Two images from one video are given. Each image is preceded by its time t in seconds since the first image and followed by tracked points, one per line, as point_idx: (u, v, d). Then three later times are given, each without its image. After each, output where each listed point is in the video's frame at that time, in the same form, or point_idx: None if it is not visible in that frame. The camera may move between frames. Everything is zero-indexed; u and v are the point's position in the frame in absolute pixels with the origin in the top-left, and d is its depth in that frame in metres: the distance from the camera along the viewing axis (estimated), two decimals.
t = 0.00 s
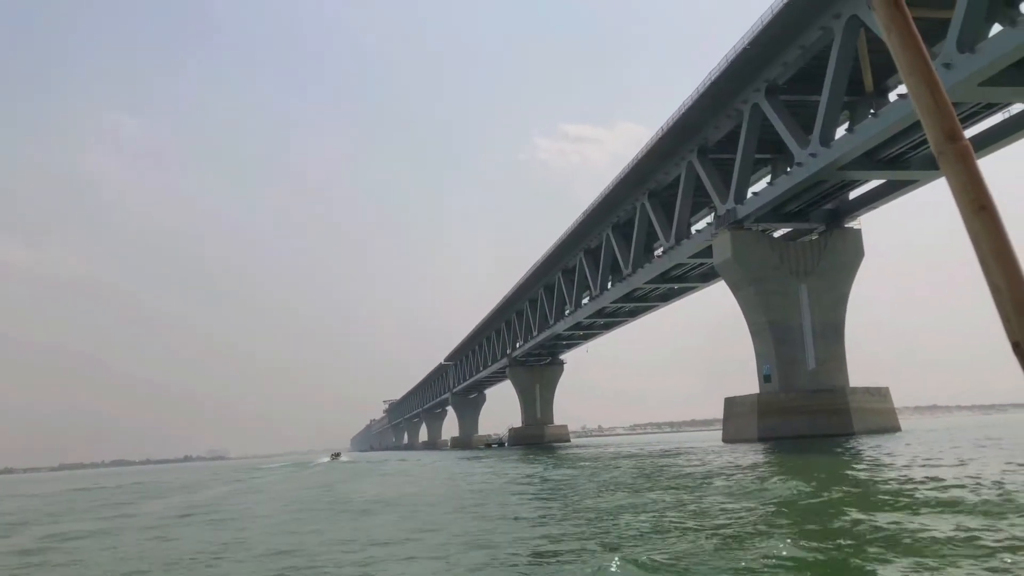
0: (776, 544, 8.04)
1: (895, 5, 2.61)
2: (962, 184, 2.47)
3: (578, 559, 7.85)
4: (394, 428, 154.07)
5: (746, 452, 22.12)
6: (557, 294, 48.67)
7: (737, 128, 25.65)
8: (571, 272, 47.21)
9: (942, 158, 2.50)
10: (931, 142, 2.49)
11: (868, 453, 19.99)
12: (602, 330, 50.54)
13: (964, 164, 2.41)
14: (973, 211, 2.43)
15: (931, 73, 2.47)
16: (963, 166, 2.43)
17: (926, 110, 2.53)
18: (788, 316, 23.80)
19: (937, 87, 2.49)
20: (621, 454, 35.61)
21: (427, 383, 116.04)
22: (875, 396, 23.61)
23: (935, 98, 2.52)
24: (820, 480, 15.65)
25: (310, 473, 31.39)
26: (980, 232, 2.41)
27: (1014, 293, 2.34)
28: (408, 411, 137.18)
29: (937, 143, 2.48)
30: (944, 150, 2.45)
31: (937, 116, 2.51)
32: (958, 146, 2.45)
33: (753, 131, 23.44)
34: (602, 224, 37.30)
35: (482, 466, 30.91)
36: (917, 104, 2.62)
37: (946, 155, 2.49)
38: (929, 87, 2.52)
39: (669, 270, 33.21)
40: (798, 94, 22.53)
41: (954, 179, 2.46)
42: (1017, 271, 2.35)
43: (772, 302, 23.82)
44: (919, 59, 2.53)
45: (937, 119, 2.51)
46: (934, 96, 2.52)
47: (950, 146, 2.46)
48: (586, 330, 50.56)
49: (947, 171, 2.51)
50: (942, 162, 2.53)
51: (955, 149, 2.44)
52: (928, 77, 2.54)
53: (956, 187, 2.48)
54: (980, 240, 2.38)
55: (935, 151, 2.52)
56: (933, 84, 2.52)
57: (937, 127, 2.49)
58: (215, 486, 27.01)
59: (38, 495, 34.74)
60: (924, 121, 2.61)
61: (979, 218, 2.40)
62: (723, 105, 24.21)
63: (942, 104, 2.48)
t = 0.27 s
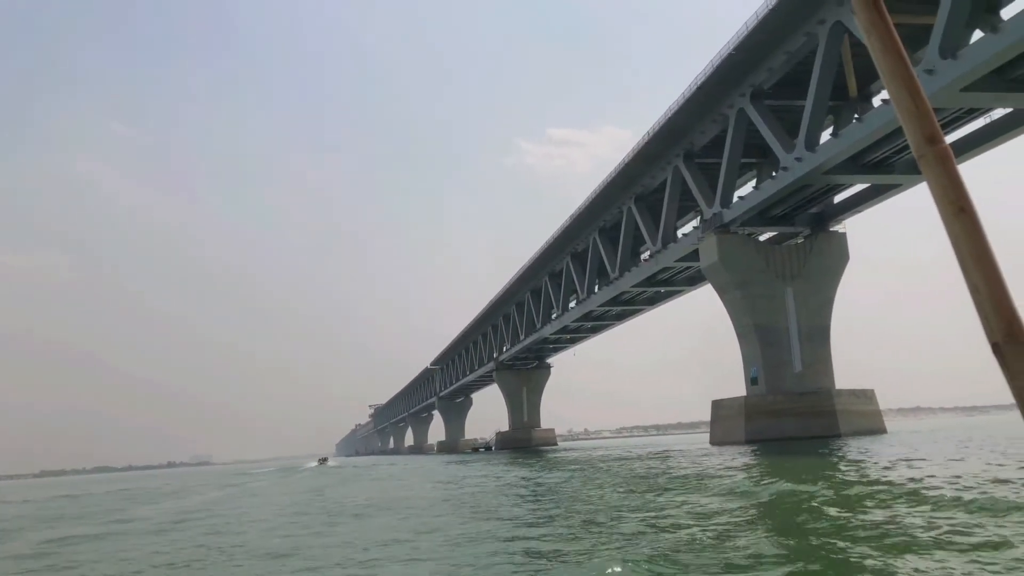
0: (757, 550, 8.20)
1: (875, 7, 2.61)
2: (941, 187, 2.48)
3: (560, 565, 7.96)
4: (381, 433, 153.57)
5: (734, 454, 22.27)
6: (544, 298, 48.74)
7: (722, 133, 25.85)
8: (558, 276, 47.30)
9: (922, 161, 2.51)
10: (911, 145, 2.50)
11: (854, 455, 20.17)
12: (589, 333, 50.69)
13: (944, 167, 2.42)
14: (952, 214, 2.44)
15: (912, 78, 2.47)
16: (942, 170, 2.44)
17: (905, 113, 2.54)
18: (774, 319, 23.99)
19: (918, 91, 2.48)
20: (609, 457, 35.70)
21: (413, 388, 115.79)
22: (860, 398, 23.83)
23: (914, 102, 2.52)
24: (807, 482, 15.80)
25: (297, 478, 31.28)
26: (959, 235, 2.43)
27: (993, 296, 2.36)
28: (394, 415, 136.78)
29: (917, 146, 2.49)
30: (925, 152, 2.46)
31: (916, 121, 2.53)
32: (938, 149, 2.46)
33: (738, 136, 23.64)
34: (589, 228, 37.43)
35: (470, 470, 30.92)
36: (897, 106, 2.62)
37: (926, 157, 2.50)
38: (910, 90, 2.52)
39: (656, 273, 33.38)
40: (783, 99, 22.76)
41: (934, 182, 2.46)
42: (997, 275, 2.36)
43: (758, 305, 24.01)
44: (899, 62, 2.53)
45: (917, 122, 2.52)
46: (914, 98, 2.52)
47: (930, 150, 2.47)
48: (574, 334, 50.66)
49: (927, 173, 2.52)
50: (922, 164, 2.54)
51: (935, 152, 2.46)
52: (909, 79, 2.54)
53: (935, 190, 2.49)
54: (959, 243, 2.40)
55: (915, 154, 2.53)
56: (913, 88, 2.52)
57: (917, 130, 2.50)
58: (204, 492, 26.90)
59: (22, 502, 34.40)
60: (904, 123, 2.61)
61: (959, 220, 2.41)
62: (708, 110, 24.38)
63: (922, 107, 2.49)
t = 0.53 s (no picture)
0: (736, 548, 8.36)
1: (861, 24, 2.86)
2: (919, 188, 2.71)
3: (540, 565, 8.10)
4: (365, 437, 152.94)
5: (721, 456, 22.39)
6: (531, 301, 48.77)
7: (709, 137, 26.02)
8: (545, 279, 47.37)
9: (900, 164, 2.73)
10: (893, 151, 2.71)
11: (840, 456, 20.33)
12: (575, 336, 50.78)
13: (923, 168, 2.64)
14: (929, 211, 2.65)
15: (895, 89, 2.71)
16: (921, 172, 2.66)
17: (888, 121, 2.76)
18: (760, 322, 24.15)
19: (900, 101, 2.73)
20: (595, 460, 35.73)
21: (399, 391, 115.38)
22: (845, 400, 24.02)
23: (895, 111, 2.76)
24: (794, 483, 15.92)
25: (283, 481, 31.09)
26: (936, 231, 2.63)
27: (968, 287, 2.56)
28: (379, 419, 136.26)
29: (898, 149, 2.71)
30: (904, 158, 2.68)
31: (897, 128, 2.75)
32: (917, 154, 2.68)
33: (725, 140, 23.80)
34: (576, 231, 37.54)
35: (458, 473, 30.88)
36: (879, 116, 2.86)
37: (905, 161, 2.71)
38: (891, 99, 2.76)
39: (643, 277, 33.51)
40: (769, 104, 22.95)
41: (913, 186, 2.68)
42: (970, 268, 2.58)
43: (745, 309, 24.17)
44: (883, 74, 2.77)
45: (898, 128, 2.75)
46: (895, 107, 2.77)
47: (909, 154, 2.69)
48: (560, 337, 50.73)
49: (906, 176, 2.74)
50: (901, 169, 2.76)
51: (914, 157, 2.67)
52: (890, 92, 2.79)
53: (913, 190, 2.71)
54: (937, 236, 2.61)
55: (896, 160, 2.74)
56: (895, 98, 2.77)
57: (898, 135, 2.73)
58: (190, 495, 26.71)
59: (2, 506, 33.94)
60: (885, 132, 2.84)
61: (936, 223, 2.62)
62: (695, 114, 24.54)
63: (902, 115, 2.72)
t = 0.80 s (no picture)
0: (718, 552, 8.52)
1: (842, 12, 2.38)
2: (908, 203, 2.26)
3: (534, 568, 8.15)
4: (357, 435, 152.88)
5: (713, 459, 22.49)
6: (526, 301, 48.84)
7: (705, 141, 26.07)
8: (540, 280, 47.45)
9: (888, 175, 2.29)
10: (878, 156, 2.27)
11: (831, 461, 20.44)
12: (570, 337, 50.85)
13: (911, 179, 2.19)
14: (919, 227, 2.20)
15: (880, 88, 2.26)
16: (910, 184, 2.22)
17: (873, 126, 2.33)
18: (754, 326, 24.24)
19: (885, 103, 2.28)
20: (588, 461, 35.83)
21: (392, 390, 115.38)
22: (838, 405, 24.13)
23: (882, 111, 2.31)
24: (786, 487, 16.03)
25: (277, 478, 31.16)
26: (928, 251, 2.19)
27: (963, 320, 2.14)
28: (372, 417, 136.20)
29: (884, 157, 2.27)
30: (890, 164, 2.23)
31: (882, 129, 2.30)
32: (905, 162, 2.24)
33: (721, 145, 23.86)
34: (571, 233, 37.59)
35: (451, 472, 30.95)
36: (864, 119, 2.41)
37: (893, 171, 2.27)
38: (876, 100, 2.30)
39: (637, 279, 33.57)
40: (765, 109, 23.03)
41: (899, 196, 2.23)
42: (966, 298, 2.14)
43: (739, 313, 24.25)
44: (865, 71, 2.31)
45: (884, 135, 2.31)
46: (881, 110, 2.32)
47: (897, 161, 2.25)
48: (554, 337, 50.82)
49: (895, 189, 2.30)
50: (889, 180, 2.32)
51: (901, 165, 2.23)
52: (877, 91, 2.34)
53: (901, 204, 2.27)
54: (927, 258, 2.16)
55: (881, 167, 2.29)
56: (880, 99, 2.32)
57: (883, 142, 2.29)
58: (185, 490, 26.71)
59: None
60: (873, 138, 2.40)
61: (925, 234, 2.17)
62: (692, 118, 24.60)
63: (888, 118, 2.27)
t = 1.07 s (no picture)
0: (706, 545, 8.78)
1: (840, 20, 2.43)
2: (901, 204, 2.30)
3: (531, 561, 8.26)
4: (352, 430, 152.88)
5: (708, 457, 22.64)
6: (523, 298, 48.94)
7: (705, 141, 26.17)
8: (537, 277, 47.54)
9: (882, 178, 2.33)
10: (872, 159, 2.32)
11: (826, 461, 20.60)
12: (566, 335, 50.97)
13: (901, 182, 2.24)
14: (909, 228, 2.25)
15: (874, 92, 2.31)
16: (902, 186, 2.26)
17: (867, 128, 2.37)
18: (751, 326, 24.37)
19: (880, 105, 2.32)
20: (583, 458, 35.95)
21: (388, 385, 115.40)
22: (833, 406, 24.29)
23: (876, 115, 2.35)
24: (781, 485, 16.17)
25: (274, 471, 31.23)
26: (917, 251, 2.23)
27: (950, 317, 2.18)
28: (367, 412, 136.23)
29: (878, 161, 2.31)
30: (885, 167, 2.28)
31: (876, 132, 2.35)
32: (899, 165, 2.29)
33: (721, 145, 23.97)
34: (570, 231, 37.68)
35: (447, 468, 31.06)
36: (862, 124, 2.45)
37: (887, 174, 2.32)
38: (871, 105, 2.35)
39: (635, 278, 33.70)
40: (765, 111, 23.15)
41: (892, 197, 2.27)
42: (955, 297, 2.18)
43: (736, 313, 24.38)
44: (861, 76, 2.36)
45: (878, 138, 2.35)
46: (876, 114, 2.36)
47: (891, 164, 2.29)
48: (551, 335, 50.94)
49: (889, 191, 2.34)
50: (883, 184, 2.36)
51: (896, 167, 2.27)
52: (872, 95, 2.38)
53: (893, 206, 2.31)
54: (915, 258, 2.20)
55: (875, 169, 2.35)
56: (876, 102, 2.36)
57: (878, 146, 2.34)
58: (182, 483, 26.78)
59: None
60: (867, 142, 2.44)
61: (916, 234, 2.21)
62: (692, 119, 24.70)
63: (882, 121, 2.32)
